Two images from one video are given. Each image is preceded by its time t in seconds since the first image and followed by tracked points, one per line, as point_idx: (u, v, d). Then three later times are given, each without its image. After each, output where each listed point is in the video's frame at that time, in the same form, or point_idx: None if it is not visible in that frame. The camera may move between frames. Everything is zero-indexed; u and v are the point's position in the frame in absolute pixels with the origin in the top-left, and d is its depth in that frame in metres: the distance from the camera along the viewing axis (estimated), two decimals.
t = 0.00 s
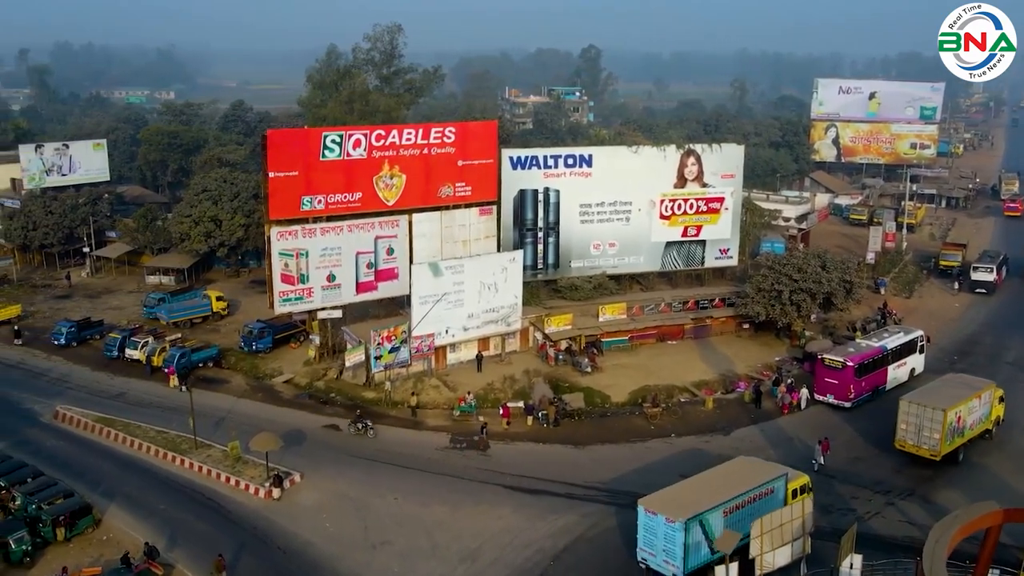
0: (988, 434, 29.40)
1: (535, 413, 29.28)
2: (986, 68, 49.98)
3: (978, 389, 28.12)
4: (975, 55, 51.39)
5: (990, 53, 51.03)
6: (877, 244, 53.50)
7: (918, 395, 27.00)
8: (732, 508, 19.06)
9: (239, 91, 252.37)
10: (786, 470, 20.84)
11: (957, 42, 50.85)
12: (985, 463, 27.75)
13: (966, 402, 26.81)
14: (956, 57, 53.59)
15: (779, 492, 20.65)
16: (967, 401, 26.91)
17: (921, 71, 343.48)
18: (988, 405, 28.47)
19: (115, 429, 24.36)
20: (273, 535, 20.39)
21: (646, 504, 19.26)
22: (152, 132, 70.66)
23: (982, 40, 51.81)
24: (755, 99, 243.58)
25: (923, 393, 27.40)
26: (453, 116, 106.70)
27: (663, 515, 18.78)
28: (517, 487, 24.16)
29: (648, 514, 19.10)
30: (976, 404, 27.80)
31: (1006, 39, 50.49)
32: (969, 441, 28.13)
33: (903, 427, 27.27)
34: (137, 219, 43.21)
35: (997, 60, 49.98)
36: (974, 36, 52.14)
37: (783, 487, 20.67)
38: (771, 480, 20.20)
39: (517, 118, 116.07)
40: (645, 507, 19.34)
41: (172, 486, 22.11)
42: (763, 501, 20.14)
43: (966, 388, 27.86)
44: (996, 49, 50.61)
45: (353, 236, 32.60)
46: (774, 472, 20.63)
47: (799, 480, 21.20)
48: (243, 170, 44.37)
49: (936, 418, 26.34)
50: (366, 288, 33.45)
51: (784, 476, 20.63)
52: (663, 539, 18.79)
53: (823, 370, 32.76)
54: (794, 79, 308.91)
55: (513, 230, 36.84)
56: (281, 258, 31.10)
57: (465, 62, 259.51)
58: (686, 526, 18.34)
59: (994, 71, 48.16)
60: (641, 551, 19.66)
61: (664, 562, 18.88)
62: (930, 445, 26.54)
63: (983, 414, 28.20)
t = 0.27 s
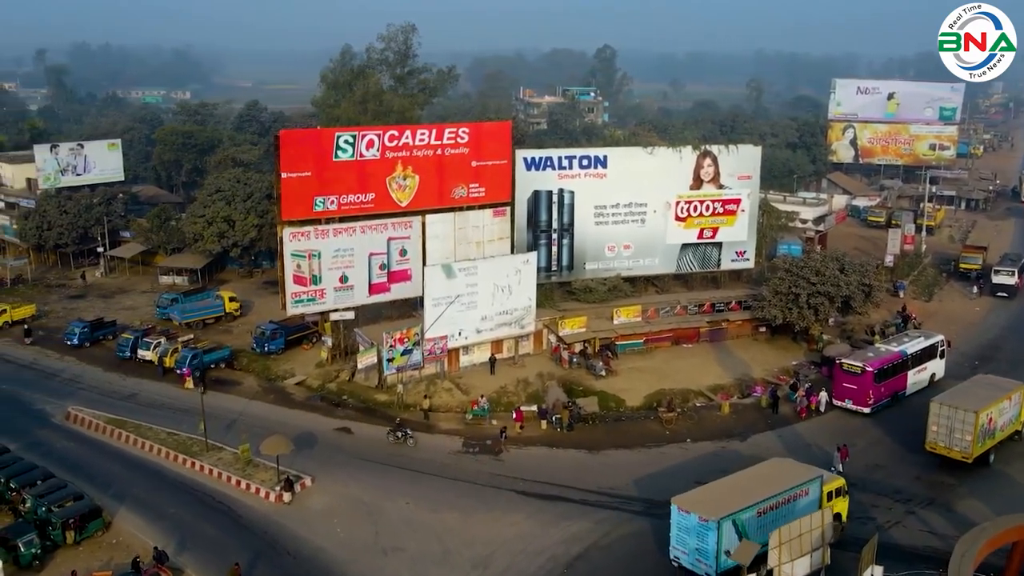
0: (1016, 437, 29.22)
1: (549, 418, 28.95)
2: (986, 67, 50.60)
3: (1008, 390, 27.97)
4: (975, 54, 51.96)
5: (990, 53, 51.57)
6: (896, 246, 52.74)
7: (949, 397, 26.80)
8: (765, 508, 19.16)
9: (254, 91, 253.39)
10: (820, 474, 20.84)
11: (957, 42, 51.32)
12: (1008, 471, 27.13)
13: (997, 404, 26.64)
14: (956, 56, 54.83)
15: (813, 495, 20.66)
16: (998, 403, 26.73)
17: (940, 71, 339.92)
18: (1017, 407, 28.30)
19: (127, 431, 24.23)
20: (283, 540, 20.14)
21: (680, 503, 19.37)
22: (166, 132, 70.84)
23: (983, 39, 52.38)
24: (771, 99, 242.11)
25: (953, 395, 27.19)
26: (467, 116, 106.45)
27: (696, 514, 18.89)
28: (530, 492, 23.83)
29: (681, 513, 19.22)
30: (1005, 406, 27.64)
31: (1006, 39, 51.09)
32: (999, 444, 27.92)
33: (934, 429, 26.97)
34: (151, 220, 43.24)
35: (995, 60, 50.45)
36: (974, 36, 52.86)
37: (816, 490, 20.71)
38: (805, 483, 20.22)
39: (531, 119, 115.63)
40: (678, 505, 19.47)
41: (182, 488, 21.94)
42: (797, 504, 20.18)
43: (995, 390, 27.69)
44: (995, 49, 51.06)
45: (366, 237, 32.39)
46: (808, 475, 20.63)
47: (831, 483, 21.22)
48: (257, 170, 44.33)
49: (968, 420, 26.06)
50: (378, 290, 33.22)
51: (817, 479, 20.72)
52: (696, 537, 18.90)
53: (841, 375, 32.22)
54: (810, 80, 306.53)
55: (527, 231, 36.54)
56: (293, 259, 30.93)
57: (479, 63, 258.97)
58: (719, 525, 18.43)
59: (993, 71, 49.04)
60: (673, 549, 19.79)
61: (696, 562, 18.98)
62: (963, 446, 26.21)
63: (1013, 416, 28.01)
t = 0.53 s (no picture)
0: None
1: (562, 422, 28.62)
2: (984, 68, 54.80)
3: None
4: (975, 54, 55.70)
5: (990, 53, 55.26)
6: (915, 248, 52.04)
7: (981, 399, 26.97)
8: (801, 509, 19.05)
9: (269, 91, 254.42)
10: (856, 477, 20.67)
11: (956, 42, 55.17)
12: None
13: None
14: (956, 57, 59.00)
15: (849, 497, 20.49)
16: None
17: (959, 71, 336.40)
18: None
19: (138, 433, 24.08)
20: (293, 545, 19.90)
21: (714, 502, 19.37)
22: (181, 132, 71.09)
23: (983, 40, 56.03)
24: (786, 99, 240.66)
25: (985, 397, 27.32)
26: (481, 116, 106.31)
27: (732, 514, 18.85)
28: (544, 498, 23.50)
29: (716, 512, 19.21)
30: None
31: (1006, 39, 54.81)
32: None
33: (966, 432, 27.17)
34: (165, 220, 43.24)
35: (994, 60, 54.32)
36: (974, 36, 56.56)
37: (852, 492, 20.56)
38: (841, 485, 20.07)
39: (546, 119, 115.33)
40: (712, 505, 19.46)
41: (193, 492, 21.75)
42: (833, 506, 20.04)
43: None
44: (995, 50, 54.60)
45: (379, 239, 32.17)
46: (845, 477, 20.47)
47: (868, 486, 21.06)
48: (270, 171, 44.30)
49: (1000, 423, 26.23)
50: (391, 291, 33.00)
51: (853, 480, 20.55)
52: (731, 537, 18.87)
53: (860, 380, 31.65)
54: (827, 80, 304.21)
55: (541, 233, 36.28)
56: (306, 259, 30.75)
57: (493, 63, 258.77)
58: (755, 526, 18.36)
59: (993, 72, 53.34)
60: (707, 548, 19.81)
61: (731, 561, 18.99)
62: (995, 449, 26.44)
63: None
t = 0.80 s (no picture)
0: None
1: (576, 426, 28.28)
2: (984, 68, 59.26)
3: None
4: (975, 55, 59.17)
5: (990, 53, 58.64)
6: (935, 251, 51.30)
7: (1014, 401, 27.05)
8: (838, 510, 18.98)
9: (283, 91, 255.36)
10: (892, 480, 20.73)
11: (957, 43, 58.04)
12: None
13: None
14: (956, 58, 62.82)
15: (883, 499, 20.52)
16: None
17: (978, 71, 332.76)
18: None
19: (149, 434, 23.92)
20: (303, 549, 19.65)
21: (750, 502, 19.38)
22: (196, 132, 71.28)
23: (983, 40, 59.18)
24: (803, 100, 238.94)
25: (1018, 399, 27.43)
26: (495, 117, 106.07)
27: (768, 514, 18.85)
28: (557, 504, 23.15)
29: (752, 512, 19.21)
30: None
31: (1005, 40, 57.84)
32: None
33: (998, 433, 27.26)
34: (178, 220, 43.08)
35: (995, 59, 58.41)
36: (975, 36, 59.40)
37: (887, 495, 20.59)
38: (877, 487, 20.08)
39: (561, 120, 114.95)
40: (748, 505, 19.47)
41: (203, 495, 21.56)
42: (867, 508, 20.03)
43: None
44: (995, 49, 58.46)
45: (392, 240, 31.93)
46: (879, 480, 20.52)
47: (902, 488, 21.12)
48: (283, 171, 44.22)
49: None
50: (404, 293, 32.75)
51: (890, 483, 20.44)
52: (768, 537, 18.85)
53: (880, 386, 31.11)
54: (844, 80, 301.71)
55: (555, 235, 36.00)
56: (318, 261, 30.55)
57: (507, 63, 258.27)
58: (792, 525, 18.33)
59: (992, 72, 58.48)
60: (742, 549, 19.79)
61: (767, 561, 18.97)
62: None
63: None
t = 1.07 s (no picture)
0: None
1: (590, 431, 27.96)
2: (985, 67, 58.16)
3: None
4: (974, 54, 58.53)
5: (990, 53, 57.55)
6: (955, 254, 50.49)
7: None
8: (877, 513, 18.91)
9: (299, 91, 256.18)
10: (929, 483, 20.62)
11: (957, 42, 56.15)
12: None
13: None
14: (956, 57, 61.60)
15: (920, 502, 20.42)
16: None
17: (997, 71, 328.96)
18: None
19: (160, 437, 23.76)
20: (313, 555, 19.40)
21: (787, 502, 19.34)
22: (211, 132, 71.43)
23: (983, 39, 58.34)
24: (819, 100, 236.96)
25: None
26: (510, 117, 105.58)
27: (806, 516, 18.81)
28: (570, 510, 22.80)
29: (789, 513, 19.17)
30: None
31: (1005, 40, 56.74)
32: None
33: None
34: (192, 220, 43.17)
35: (994, 59, 57.20)
36: (975, 36, 58.75)
37: (924, 498, 20.48)
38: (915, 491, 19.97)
39: (575, 120, 114.49)
40: (785, 505, 19.43)
41: (214, 499, 21.38)
42: (904, 510, 19.95)
43: None
44: (995, 49, 57.25)
45: (405, 241, 31.69)
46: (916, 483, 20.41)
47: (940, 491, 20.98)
48: (297, 172, 44.10)
49: None
50: (417, 295, 32.50)
51: (928, 486, 20.33)
52: (805, 538, 18.82)
53: (899, 392, 30.50)
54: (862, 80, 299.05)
55: (569, 237, 35.70)
56: (331, 262, 30.34)
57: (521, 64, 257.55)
58: (830, 528, 18.28)
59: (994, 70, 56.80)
60: (778, 550, 19.78)
61: (804, 562, 18.89)
62: None
63: None
